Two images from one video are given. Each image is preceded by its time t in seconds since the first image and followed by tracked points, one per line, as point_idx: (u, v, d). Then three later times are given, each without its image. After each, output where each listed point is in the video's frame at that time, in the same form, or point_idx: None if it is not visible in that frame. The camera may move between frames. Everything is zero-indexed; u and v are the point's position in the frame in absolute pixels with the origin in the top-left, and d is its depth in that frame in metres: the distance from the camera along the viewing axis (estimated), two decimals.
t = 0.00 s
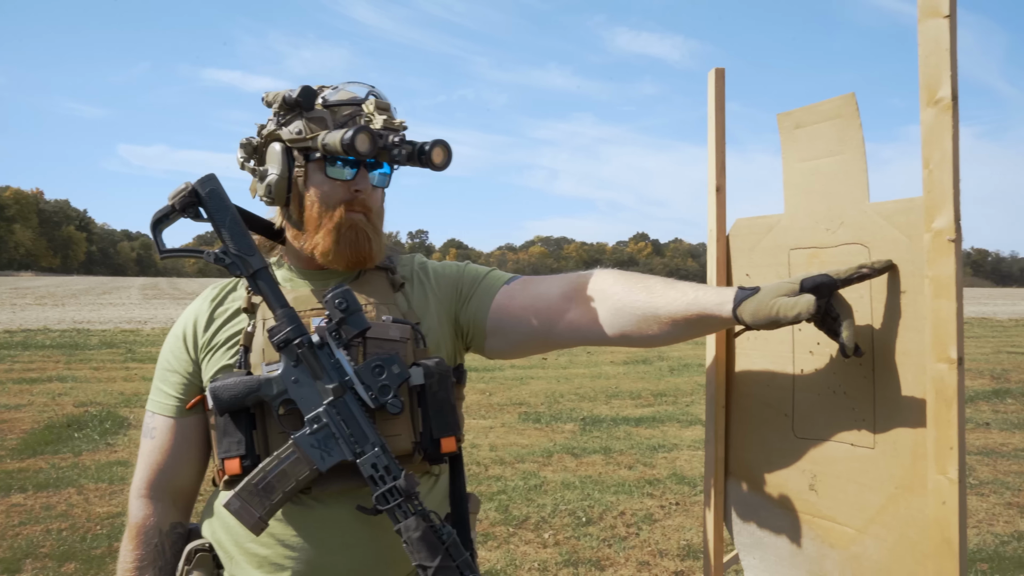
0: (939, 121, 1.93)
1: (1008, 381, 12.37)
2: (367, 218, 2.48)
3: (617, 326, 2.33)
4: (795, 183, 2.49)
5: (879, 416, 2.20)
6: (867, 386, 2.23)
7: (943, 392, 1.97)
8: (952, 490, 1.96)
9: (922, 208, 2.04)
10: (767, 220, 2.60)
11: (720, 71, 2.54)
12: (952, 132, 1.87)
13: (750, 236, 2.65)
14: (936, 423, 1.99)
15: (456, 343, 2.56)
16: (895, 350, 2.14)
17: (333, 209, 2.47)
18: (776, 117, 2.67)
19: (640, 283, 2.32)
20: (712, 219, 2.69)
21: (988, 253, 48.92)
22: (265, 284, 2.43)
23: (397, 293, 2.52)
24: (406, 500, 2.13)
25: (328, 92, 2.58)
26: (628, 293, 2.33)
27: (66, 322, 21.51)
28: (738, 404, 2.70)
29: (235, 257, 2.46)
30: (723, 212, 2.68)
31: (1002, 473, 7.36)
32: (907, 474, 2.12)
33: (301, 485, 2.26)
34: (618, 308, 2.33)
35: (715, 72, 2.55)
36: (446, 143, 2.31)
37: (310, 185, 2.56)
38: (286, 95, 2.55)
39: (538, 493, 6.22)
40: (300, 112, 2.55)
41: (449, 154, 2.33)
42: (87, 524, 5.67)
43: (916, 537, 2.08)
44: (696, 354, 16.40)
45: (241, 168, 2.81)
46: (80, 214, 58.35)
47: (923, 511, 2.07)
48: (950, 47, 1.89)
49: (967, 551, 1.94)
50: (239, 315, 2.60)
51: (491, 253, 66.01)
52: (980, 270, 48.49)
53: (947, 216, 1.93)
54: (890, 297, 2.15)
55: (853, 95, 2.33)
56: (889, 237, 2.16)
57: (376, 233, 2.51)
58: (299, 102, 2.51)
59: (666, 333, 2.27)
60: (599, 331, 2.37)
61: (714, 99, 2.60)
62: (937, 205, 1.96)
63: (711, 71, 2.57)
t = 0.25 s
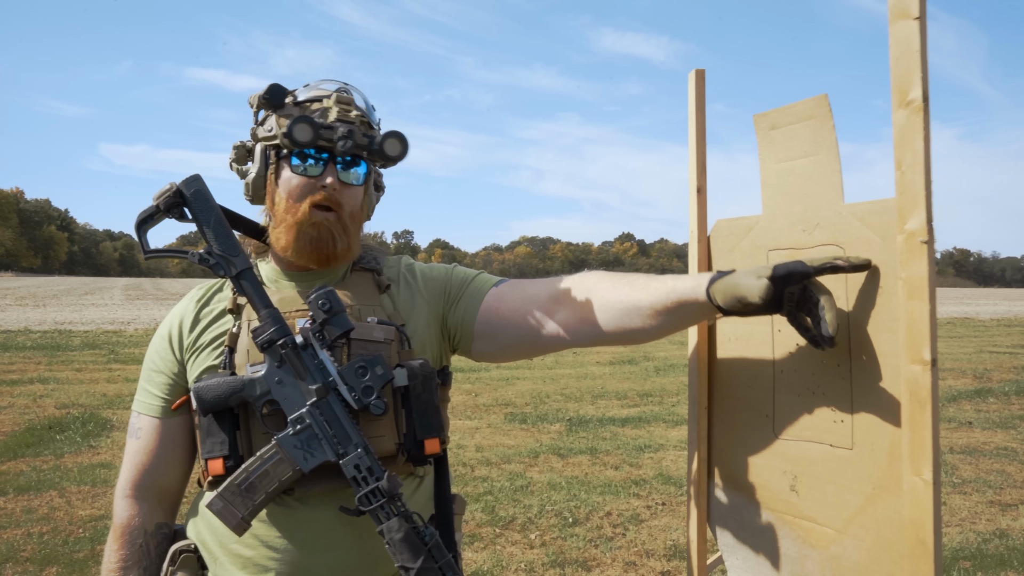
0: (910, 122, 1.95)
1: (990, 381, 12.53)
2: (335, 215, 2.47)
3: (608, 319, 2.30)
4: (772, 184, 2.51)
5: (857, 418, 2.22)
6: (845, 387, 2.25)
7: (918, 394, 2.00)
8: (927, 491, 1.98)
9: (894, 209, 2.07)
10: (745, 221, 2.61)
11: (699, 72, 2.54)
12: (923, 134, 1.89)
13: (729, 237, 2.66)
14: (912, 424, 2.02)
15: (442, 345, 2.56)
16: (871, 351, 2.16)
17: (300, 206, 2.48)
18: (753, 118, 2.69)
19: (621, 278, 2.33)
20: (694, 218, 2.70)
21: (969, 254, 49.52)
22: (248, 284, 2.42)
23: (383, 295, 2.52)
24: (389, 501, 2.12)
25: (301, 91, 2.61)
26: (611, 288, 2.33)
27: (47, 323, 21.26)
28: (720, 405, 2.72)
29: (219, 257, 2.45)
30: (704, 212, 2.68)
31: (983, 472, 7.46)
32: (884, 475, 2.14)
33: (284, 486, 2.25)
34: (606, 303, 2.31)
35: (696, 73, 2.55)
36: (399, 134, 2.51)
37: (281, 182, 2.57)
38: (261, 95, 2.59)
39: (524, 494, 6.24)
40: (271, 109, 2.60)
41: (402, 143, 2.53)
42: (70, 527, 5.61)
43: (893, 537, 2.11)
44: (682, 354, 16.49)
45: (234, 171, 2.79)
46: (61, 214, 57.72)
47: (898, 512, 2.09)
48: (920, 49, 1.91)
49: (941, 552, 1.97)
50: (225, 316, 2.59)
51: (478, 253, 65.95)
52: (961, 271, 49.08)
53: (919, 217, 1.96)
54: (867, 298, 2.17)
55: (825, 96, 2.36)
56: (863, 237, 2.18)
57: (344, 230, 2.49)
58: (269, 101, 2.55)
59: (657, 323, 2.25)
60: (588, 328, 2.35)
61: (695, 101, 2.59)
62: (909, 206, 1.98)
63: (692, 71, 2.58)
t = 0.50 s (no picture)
0: (890, 123, 1.96)
1: (979, 380, 12.62)
2: (310, 212, 2.46)
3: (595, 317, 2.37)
4: (761, 185, 2.52)
5: (844, 419, 2.23)
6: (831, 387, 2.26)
7: (901, 395, 2.01)
8: (911, 491, 2.00)
9: (876, 210, 2.08)
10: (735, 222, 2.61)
11: (691, 76, 2.54)
12: (902, 135, 1.90)
13: (721, 238, 2.66)
14: (895, 425, 2.03)
15: (437, 346, 2.55)
16: (857, 352, 2.17)
17: (278, 205, 2.48)
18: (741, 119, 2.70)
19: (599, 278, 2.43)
20: (686, 221, 2.68)
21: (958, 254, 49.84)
22: (238, 284, 2.41)
23: (374, 295, 2.51)
24: (375, 501, 2.12)
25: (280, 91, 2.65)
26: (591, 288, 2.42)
27: (36, 323, 21.13)
28: (712, 405, 2.70)
29: (209, 257, 2.44)
30: (697, 214, 2.67)
31: (973, 471, 7.51)
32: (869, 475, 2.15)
33: (272, 485, 2.25)
34: (591, 301, 2.39)
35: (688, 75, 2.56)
36: (356, 129, 2.46)
37: (263, 182, 2.58)
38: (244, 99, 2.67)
39: (516, 494, 6.24)
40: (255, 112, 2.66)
41: (360, 139, 2.47)
42: (59, 528, 5.58)
43: (879, 537, 2.12)
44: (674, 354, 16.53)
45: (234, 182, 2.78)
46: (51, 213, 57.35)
47: (884, 512, 2.10)
48: (898, 50, 1.92)
49: (926, 552, 1.97)
50: (217, 316, 2.58)
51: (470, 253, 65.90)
52: (951, 271, 49.39)
53: (900, 219, 1.97)
54: (854, 300, 2.18)
55: (811, 96, 2.37)
56: (847, 238, 2.20)
57: (321, 228, 2.47)
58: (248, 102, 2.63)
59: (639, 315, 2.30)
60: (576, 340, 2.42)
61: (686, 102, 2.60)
62: (890, 207, 2.00)
63: (684, 74, 2.58)
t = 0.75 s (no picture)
0: (900, 127, 1.98)
1: (973, 379, 12.69)
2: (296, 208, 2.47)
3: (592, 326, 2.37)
4: (761, 186, 2.53)
5: (846, 417, 2.25)
6: (834, 386, 2.28)
7: (908, 394, 2.02)
8: (917, 489, 2.01)
9: (884, 211, 2.09)
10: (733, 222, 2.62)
11: (688, 76, 2.55)
12: (912, 138, 1.92)
13: (719, 238, 2.68)
14: (901, 423, 2.04)
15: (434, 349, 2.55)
16: (860, 351, 2.19)
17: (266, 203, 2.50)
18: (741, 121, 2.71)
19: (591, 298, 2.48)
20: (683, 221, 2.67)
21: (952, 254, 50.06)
22: (227, 283, 2.41)
23: (368, 293, 2.52)
24: (363, 501, 2.12)
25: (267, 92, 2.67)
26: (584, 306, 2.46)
27: (30, 322, 21.04)
28: (708, 405, 2.72)
29: (199, 258, 2.44)
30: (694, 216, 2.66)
31: (967, 470, 7.55)
32: (873, 473, 2.17)
33: (260, 484, 2.28)
34: (586, 314, 2.41)
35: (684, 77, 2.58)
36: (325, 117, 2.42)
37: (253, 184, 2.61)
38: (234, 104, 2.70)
39: (512, 494, 6.24)
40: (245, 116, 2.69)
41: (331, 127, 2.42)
42: (55, 529, 5.57)
43: (882, 535, 2.14)
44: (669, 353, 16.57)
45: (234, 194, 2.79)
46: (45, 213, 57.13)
47: (887, 510, 2.12)
48: (908, 54, 1.93)
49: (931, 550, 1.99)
50: (213, 315, 2.58)
51: (465, 253, 65.87)
52: (945, 271, 49.58)
53: (909, 220, 1.99)
54: (857, 300, 2.20)
55: (815, 99, 2.38)
56: (852, 239, 2.21)
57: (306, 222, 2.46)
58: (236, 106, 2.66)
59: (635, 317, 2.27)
60: (560, 363, 2.42)
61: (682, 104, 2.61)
62: (899, 209, 2.01)
63: (679, 75, 2.59)
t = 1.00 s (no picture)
0: (899, 126, 1.99)
1: (972, 378, 12.70)
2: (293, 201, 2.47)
3: (607, 333, 2.34)
4: (763, 185, 2.54)
5: (846, 415, 2.26)
6: (833, 384, 2.29)
7: (907, 391, 2.04)
8: (917, 487, 2.03)
9: (884, 210, 2.11)
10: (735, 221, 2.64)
11: (690, 77, 2.57)
12: (912, 137, 1.93)
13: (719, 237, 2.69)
14: (901, 421, 2.06)
15: (435, 347, 2.56)
16: (859, 349, 2.20)
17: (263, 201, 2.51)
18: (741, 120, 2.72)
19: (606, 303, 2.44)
20: (683, 220, 2.69)
21: (951, 253, 50.07)
22: (226, 284, 2.42)
23: (369, 293, 2.53)
24: (358, 503, 2.13)
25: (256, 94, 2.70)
26: (599, 311, 2.42)
27: (30, 322, 21.04)
28: (709, 402, 2.72)
29: (198, 259, 2.45)
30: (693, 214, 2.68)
31: (967, 469, 7.56)
32: (872, 471, 2.19)
33: (258, 484, 2.29)
34: (600, 321, 2.37)
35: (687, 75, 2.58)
36: (309, 101, 2.43)
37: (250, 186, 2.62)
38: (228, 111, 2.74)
39: (513, 493, 6.25)
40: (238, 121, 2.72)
41: (314, 110, 2.42)
42: (57, 528, 5.58)
43: (882, 532, 2.16)
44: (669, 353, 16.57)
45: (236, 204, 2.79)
46: (44, 213, 57.10)
47: (888, 508, 2.14)
48: (908, 54, 1.95)
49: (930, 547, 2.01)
50: (214, 315, 2.59)
51: (465, 252, 65.86)
52: (944, 270, 49.60)
53: (908, 219, 2.01)
54: (857, 299, 2.21)
55: (815, 98, 2.38)
56: (852, 237, 2.23)
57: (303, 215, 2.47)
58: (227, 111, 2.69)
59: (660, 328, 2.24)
60: (568, 360, 2.40)
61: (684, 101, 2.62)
62: (899, 208, 2.03)
63: (680, 75, 2.61)
